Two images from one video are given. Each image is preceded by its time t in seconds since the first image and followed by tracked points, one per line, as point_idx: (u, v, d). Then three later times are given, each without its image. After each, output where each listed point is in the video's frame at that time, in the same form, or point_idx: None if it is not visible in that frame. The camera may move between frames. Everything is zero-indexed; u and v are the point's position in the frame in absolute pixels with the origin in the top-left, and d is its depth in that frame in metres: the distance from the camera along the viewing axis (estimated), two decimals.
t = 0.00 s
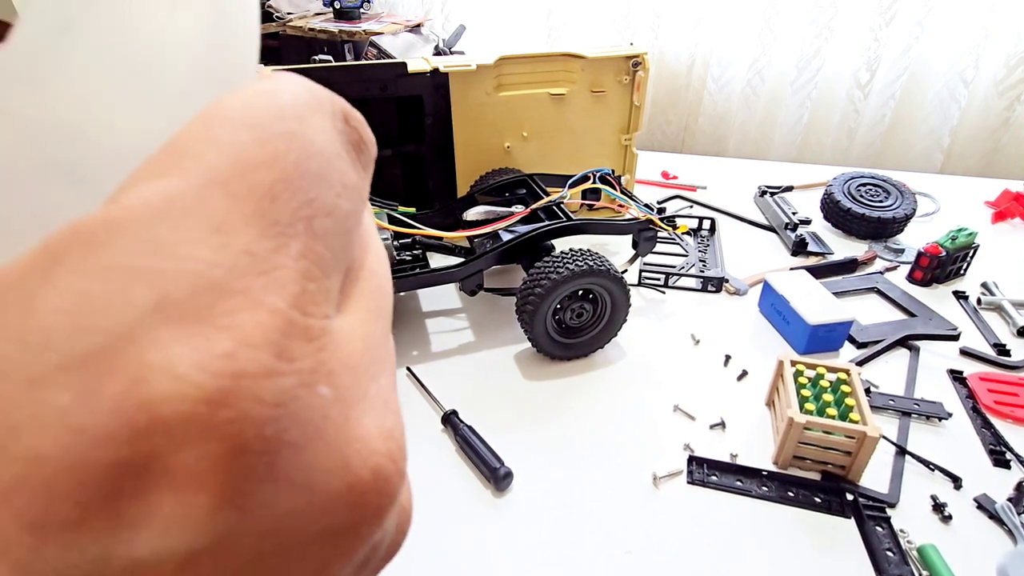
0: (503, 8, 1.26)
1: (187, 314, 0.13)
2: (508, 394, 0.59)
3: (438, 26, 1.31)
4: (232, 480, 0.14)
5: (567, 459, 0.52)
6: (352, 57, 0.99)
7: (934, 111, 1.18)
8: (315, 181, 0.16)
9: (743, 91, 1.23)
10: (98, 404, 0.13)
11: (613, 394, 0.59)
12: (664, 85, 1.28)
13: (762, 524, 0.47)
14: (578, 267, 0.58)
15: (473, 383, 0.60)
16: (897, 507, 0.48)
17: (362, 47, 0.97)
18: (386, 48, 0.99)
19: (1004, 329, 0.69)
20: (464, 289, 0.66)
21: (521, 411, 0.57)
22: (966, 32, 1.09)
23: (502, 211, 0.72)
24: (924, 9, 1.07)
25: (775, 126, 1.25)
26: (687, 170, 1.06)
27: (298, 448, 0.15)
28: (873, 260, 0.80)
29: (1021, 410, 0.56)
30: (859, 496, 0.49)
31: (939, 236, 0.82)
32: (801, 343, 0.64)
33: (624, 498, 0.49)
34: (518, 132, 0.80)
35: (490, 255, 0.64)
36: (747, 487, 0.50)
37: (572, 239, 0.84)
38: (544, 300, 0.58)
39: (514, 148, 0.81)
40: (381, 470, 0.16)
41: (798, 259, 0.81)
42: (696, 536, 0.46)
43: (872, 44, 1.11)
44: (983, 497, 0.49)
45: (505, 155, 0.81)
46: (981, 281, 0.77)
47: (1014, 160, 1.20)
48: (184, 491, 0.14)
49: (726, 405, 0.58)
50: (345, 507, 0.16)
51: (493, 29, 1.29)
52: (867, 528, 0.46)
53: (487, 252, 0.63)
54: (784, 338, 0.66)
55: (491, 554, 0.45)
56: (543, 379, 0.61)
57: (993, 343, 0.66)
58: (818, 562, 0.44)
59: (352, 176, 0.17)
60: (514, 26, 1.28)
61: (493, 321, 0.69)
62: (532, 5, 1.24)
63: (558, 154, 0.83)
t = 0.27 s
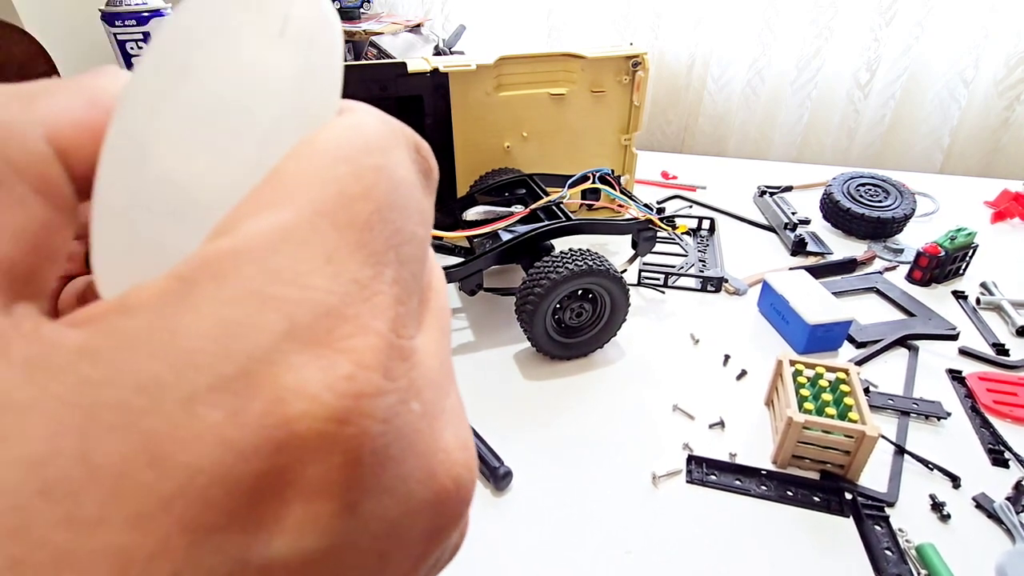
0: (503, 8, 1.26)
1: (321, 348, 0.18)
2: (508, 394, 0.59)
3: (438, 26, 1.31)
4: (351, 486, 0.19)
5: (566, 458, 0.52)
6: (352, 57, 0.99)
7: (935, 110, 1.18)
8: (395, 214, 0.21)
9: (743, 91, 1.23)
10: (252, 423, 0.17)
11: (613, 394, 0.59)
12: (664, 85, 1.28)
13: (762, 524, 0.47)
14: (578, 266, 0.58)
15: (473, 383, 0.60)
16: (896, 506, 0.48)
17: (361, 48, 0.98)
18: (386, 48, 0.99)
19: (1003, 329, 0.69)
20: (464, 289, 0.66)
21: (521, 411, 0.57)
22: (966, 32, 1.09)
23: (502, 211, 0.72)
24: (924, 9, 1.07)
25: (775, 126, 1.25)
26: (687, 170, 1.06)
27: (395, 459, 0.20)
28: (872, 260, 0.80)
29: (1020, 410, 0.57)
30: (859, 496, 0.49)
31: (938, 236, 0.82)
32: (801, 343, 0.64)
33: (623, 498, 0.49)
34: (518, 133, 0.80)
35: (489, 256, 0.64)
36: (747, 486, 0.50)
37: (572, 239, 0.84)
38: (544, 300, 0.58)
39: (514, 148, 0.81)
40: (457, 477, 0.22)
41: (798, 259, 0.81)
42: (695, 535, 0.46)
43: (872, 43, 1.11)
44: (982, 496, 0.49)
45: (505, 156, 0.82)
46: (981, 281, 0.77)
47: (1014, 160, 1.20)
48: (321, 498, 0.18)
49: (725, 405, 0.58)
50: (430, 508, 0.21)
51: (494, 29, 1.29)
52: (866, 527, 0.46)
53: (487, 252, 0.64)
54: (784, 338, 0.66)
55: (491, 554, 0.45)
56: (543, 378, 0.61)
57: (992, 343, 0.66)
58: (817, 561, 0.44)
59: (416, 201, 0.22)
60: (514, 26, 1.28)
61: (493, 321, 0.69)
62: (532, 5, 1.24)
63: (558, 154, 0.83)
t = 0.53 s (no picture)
0: (504, 8, 1.26)
1: (408, 384, 0.19)
2: (508, 394, 0.59)
3: (438, 26, 1.31)
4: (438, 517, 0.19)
5: (567, 459, 0.52)
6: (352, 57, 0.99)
7: (935, 110, 1.18)
8: (459, 251, 0.23)
9: (743, 91, 1.23)
10: (350, 458, 0.18)
11: (613, 394, 0.59)
12: (664, 85, 1.28)
13: (762, 524, 0.47)
14: (578, 266, 0.58)
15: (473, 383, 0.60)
16: (897, 506, 0.48)
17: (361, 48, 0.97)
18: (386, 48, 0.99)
19: (1003, 329, 0.69)
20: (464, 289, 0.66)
21: (521, 412, 0.57)
22: (966, 32, 1.09)
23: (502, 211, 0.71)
24: (924, 9, 1.07)
25: (775, 126, 1.26)
26: (687, 170, 1.06)
27: (472, 487, 0.20)
28: (873, 260, 0.80)
29: (1020, 410, 0.56)
30: (859, 496, 0.49)
31: (939, 236, 0.82)
32: (801, 343, 0.64)
33: (624, 498, 0.49)
34: (518, 132, 0.80)
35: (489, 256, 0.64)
36: (747, 487, 0.50)
37: (572, 239, 0.84)
38: (544, 300, 0.58)
39: (514, 148, 0.81)
40: (517, 501, 0.23)
41: (798, 259, 0.81)
42: (695, 535, 0.46)
43: (872, 43, 1.11)
44: (983, 497, 0.49)
45: (505, 156, 0.82)
46: (981, 281, 0.77)
47: (1014, 160, 1.20)
48: (408, 531, 0.19)
49: (725, 405, 0.58)
50: (496, 529, 0.22)
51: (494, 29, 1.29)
52: (867, 528, 0.46)
53: (487, 252, 0.63)
54: (784, 338, 0.66)
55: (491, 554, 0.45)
56: (543, 379, 0.61)
57: (992, 343, 0.66)
58: (817, 561, 0.44)
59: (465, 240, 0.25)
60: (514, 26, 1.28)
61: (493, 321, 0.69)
62: (533, 5, 1.24)
63: (558, 154, 0.83)
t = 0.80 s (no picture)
0: (504, 8, 1.26)
1: (516, 448, 0.20)
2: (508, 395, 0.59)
3: (438, 26, 1.31)
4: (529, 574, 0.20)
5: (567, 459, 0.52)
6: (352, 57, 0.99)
7: (935, 110, 1.18)
8: (544, 306, 0.24)
9: (743, 91, 1.23)
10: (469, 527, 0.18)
11: (613, 395, 0.59)
12: (664, 85, 1.28)
13: (762, 524, 0.47)
14: (578, 267, 0.58)
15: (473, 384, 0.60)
16: (897, 506, 0.48)
17: (361, 47, 0.97)
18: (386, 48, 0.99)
19: (1004, 329, 0.69)
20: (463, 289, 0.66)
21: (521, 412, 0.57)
22: (966, 32, 1.09)
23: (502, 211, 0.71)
24: (924, 9, 1.07)
25: (775, 126, 1.26)
26: (687, 170, 1.06)
27: (559, 543, 0.21)
28: (873, 260, 0.80)
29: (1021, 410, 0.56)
30: (859, 496, 0.49)
31: (939, 236, 0.82)
32: (801, 343, 0.64)
33: (625, 498, 0.49)
34: (518, 133, 0.80)
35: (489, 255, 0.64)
36: (747, 487, 0.50)
37: (572, 239, 0.84)
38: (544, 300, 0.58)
39: (514, 148, 0.81)
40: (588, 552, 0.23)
41: (798, 259, 0.81)
42: (695, 536, 0.46)
43: (872, 44, 1.11)
44: (983, 497, 0.49)
45: (505, 156, 0.82)
46: (981, 281, 0.77)
47: (1014, 161, 1.20)
48: None
49: (726, 405, 0.58)
50: None
51: (494, 29, 1.29)
52: (867, 528, 0.46)
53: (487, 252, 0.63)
54: (784, 338, 0.66)
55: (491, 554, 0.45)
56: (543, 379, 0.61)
57: (993, 343, 0.66)
58: (818, 561, 0.44)
59: (547, 287, 0.25)
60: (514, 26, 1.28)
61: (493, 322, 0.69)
62: (532, 5, 1.24)
63: (558, 154, 0.83)
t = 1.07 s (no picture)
0: (504, 8, 1.26)
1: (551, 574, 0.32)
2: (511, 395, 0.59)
3: (438, 26, 1.31)
4: None
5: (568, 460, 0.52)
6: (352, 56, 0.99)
7: (935, 110, 1.18)
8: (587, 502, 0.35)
9: (743, 91, 1.23)
10: None
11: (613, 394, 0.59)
12: (664, 85, 1.28)
13: (762, 524, 0.47)
14: (577, 266, 0.59)
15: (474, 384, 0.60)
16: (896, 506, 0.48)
17: (361, 48, 0.96)
18: (386, 48, 0.99)
19: (1004, 329, 0.69)
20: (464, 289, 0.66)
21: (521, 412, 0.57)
22: (966, 32, 1.09)
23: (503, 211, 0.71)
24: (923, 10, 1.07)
25: (775, 126, 1.26)
26: (687, 170, 1.06)
27: None
28: (873, 259, 0.80)
29: (1020, 410, 0.56)
30: (859, 496, 0.49)
31: (938, 236, 0.82)
32: (801, 343, 0.64)
33: (625, 498, 0.49)
34: (517, 132, 0.80)
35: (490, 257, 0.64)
36: (747, 486, 0.50)
37: (572, 239, 0.84)
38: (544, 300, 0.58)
39: (514, 148, 0.81)
40: None
41: (798, 259, 0.81)
42: (695, 536, 0.46)
43: (872, 44, 1.11)
44: (983, 496, 0.49)
45: (505, 156, 0.82)
46: (981, 281, 0.77)
47: (1014, 161, 1.20)
48: None
49: (725, 405, 0.58)
50: None
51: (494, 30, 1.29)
52: (867, 527, 0.46)
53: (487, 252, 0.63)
54: (784, 338, 0.67)
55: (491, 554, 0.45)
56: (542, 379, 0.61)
57: (992, 343, 0.66)
58: (817, 561, 0.44)
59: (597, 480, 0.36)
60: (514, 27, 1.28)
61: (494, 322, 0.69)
62: (533, 5, 1.24)
63: (558, 154, 0.83)
